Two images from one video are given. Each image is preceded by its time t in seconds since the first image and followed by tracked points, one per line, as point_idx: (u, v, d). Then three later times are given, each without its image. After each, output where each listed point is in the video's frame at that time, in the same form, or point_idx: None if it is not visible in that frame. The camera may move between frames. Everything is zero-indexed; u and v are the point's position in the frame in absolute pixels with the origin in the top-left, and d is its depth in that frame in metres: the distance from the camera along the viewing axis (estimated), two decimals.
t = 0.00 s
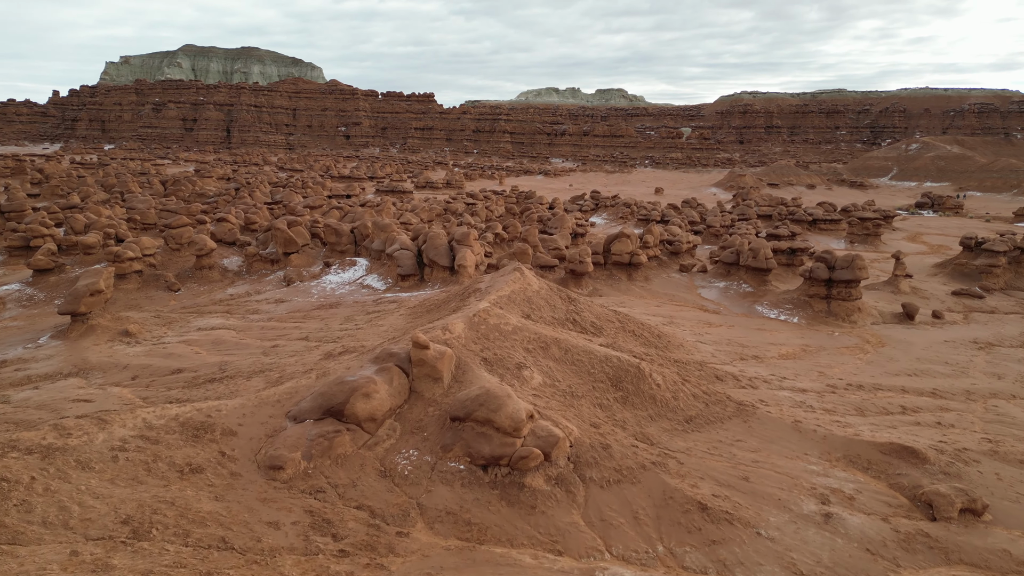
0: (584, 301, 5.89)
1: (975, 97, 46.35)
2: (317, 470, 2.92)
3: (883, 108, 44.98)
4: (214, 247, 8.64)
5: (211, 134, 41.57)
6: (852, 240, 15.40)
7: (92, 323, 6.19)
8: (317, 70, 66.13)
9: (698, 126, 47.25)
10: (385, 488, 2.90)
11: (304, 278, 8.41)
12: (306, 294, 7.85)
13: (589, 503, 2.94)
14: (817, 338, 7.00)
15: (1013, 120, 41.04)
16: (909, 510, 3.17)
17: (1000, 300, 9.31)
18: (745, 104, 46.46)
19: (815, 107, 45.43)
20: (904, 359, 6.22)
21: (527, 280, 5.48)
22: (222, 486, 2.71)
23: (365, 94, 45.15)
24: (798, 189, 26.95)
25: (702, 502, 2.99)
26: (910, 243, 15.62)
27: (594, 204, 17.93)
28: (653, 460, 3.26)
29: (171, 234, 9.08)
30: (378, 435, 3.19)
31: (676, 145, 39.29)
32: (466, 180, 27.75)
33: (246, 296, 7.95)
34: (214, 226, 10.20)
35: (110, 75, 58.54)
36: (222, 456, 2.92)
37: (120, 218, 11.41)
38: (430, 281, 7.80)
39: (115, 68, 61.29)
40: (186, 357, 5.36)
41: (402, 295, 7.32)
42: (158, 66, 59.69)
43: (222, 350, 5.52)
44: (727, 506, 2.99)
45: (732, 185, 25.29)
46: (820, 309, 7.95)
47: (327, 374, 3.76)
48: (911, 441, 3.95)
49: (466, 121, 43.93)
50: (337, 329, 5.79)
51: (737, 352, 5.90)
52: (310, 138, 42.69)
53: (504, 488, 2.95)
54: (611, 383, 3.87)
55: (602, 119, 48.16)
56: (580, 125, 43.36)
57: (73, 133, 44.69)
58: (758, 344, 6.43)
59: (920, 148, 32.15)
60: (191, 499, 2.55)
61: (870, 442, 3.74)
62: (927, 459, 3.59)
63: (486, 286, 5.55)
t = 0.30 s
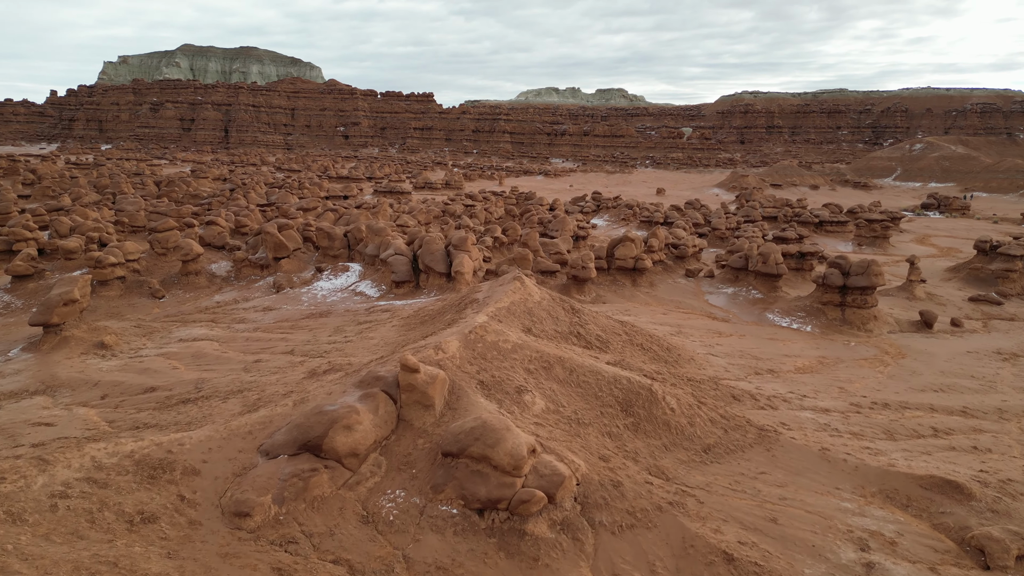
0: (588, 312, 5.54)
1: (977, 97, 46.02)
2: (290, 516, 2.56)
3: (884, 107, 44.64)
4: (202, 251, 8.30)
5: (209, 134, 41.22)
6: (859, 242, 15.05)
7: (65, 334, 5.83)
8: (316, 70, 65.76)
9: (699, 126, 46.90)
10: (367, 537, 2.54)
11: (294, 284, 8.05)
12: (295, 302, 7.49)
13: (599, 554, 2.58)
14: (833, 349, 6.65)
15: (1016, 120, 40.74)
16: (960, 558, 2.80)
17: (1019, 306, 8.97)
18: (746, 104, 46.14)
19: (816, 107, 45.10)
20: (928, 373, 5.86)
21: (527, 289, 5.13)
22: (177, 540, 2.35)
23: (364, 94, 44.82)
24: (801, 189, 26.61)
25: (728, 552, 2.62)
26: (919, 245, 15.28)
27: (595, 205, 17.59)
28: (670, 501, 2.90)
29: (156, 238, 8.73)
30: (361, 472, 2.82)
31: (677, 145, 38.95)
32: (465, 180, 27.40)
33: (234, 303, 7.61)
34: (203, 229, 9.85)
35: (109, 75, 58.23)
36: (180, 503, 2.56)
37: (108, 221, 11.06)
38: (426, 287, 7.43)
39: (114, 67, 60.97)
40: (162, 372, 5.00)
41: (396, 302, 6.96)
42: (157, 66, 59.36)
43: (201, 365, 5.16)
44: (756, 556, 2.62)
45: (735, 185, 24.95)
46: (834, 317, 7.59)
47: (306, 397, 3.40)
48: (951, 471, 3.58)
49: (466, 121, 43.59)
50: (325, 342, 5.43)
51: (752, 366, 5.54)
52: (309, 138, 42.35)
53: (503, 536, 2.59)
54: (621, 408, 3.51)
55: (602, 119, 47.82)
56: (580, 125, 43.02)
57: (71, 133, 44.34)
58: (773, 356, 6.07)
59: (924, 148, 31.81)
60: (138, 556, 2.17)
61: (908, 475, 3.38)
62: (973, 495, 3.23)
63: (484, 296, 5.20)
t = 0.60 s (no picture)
0: (593, 324, 5.18)
1: (979, 96, 45.69)
2: None
3: (886, 108, 44.32)
4: (187, 256, 7.95)
5: (207, 134, 40.87)
6: (867, 244, 14.69)
7: (34, 347, 5.47)
8: (315, 70, 65.34)
9: (700, 126, 46.55)
10: None
11: (283, 291, 7.70)
12: (284, 310, 7.14)
13: None
14: (850, 361, 6.30)
15: (1018, 120, 40.41)
16: None
17: None
18: (747, 104, 45.81)
19: (818, 107, 44.76)
20: (955, 389, 5.50)
21: (529, 300, 4.78)
22: None
23: (362, 94, 44.46)
24: (804, 190, 26.26)
25: None
26: (927, 248, 14.94)
27: (596, 206, 17.25)
28: (690, 552, 2.54)
29: (141, 242, 8.38)
30: (338, 522, 2.46)
31: (678, 145, 38.60)
32: (464, 181, 27.04)
33: (220, 312, 7.25)
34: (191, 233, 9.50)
35: (107, 75, 57.90)
36: (125, 564, 2.20)
37: (94, 224, 10.71)
38: (421, 295, 7.07)
39: (112, 67, 60.60)
40: (134, 391, 4.63)
41: (389, 311, 6.60)
42: (155, 66, 59.01)
43: (177, 382, 4.80)
44: None
45: (737, 186, 24.62)
46: (849, 326, 7.24)
47: (280, 428, 3.05)
48: (997, 508, 3.23)
49: (465, 121, 43.23)
50: (311, 356, 5.07)
51: (768, 382, 5.20)
52: (307, 138, 41.99)
53: None
54: (632, 439, 3.15)
55: (602, 119, 47.50)
56: (580, 125, 42.68)
57: (68, 133, 43.94)
58: (788, 370, 5.71)
59: (928, 149, 31.46)
60: None
61: (954, 515, 3.02)
62: None
63: (482, 308, 4.84)
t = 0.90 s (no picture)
0: (599, 338, 4.82)
1: (981, 96, 45.36)
2: None
3: (888, 108, 43.98)
4: (172, 262, 7.60)
5: (204, 134, 40.48)
6: (876, 247, 14.31)
7: None
8: (313, 69, 64.88)
9: (701, 126, 46.18)
10: None
11: (272, 299, 7.35)
12: (272, 320, 6.78)
13: None
14: (869, 375, 5.95)
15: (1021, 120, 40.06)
16: None
17: None
18: (748, 104, 45.49)
19: (819, 107, 44.42)
20: (985, 407, 5.15)
21: (530, 312, 4.41)
22: None
23: (361, 94, 44.09)
24: (808, 191, 25.92)
25: None
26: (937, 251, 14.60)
27: (598, 208, 16.90)
28: None
29: (124, 248, 8.02)
30: None
31: (679, 146, 38.25)
32: (464, 182, 26.68)
33: (204, 321, 6.89)
34: (177, 237, 9.15)
35: (104, 75, 57.51)
36: None
37: (79, 228, 10.34)
38: (415, 303, 6.71)
39: (109, 67, 60.17)
40: (102, 413, 4.26)
41: (381, 321, 6.24)
42: (153, 65, 58.62)
43: (148, 403, 4.43)
44: None
45: (740, 187, 24.28)
46: (866, 336, 6.88)
47: (247, 467, 2.67)
48: None
49: (464, 121, 42.87)
50: (296, 373, 4.70)
51: (786, 401, 4.84)
52: (305, 138, 41.61)
53: None
54: (647, 479, 2.79)
55: (602, 119, 47.15)
56: (580, 125, 42.30)
57: (65, 133, 43.54)
58: (806, 385, 5.34)
59: (932, 149, 31.13)
60: None
61: (1015, 567, 2.65)
62: None
63: (478, 321, 4.47)
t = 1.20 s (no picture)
0: (605, 353, 4.45)
1: (983, 96, 45.01)
2: None
3: (889, 108, 43.63)
4: (154, 268, 7.25)
5: (201, 134, 40.11)
6: (885, 250, 13.95)
7: None
8: (312, 69, 64.49)
9: (701, 126, 45.83)
10: None
11: (259, 308, 6.99)
12: (257, 331, 6.41)
13: None
14: (892, 390, 5.59)
15: None
16: None
17: None
18: (749, 104, 45.15)
19: (821, 107, 44.06)
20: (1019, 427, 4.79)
21: (531, 327, 4.04)
22: None
23: (360, 93, 43.72)
24: (811, 192, 25.57)
25: None
26: (947, 254, 14.24)
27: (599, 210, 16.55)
28: None
29: (104, 253, 7.67)
30: None
31: (680, 146, 37.90)
32: (463, 182, 26.32)
33: (186, 331, 6.53)
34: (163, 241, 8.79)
35: (102, 75, 57.11)
36: None
37: (63, 231, 9.98)
38: (409, 313, 6.34)
39: (108, 67, 59.75)
40: (63, 439, 3.90)
41: (372, 333, 5.88)
42: (151, 65, 58.23)
43: (115, 427, 4.07)
44: None
45: (743, 188, 23.92)
46: (885, 347, 6.52)
47: (203, 520, 2.29)
48: None
49: (463, 121, 42.52)
50: (277, 393, 4.33)
51: (808, 422, 4.47)
52: (303, 138, 41.25)
53: None
54: (666, 531, 2.42)
55: (602, 119, 46.80)
56: (580, 125, 41.93)
57: (62, 133, 43.14)
58: (827, 403, 4.98)
59: (936, 150, 30.78)
60: None
61: None
62: None
63: (474, 336, 4.11)
